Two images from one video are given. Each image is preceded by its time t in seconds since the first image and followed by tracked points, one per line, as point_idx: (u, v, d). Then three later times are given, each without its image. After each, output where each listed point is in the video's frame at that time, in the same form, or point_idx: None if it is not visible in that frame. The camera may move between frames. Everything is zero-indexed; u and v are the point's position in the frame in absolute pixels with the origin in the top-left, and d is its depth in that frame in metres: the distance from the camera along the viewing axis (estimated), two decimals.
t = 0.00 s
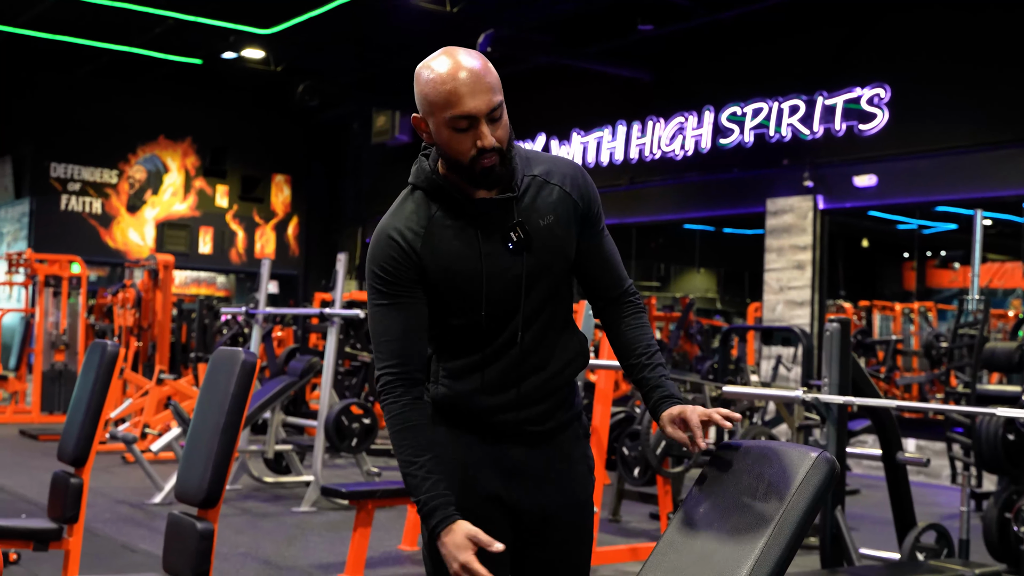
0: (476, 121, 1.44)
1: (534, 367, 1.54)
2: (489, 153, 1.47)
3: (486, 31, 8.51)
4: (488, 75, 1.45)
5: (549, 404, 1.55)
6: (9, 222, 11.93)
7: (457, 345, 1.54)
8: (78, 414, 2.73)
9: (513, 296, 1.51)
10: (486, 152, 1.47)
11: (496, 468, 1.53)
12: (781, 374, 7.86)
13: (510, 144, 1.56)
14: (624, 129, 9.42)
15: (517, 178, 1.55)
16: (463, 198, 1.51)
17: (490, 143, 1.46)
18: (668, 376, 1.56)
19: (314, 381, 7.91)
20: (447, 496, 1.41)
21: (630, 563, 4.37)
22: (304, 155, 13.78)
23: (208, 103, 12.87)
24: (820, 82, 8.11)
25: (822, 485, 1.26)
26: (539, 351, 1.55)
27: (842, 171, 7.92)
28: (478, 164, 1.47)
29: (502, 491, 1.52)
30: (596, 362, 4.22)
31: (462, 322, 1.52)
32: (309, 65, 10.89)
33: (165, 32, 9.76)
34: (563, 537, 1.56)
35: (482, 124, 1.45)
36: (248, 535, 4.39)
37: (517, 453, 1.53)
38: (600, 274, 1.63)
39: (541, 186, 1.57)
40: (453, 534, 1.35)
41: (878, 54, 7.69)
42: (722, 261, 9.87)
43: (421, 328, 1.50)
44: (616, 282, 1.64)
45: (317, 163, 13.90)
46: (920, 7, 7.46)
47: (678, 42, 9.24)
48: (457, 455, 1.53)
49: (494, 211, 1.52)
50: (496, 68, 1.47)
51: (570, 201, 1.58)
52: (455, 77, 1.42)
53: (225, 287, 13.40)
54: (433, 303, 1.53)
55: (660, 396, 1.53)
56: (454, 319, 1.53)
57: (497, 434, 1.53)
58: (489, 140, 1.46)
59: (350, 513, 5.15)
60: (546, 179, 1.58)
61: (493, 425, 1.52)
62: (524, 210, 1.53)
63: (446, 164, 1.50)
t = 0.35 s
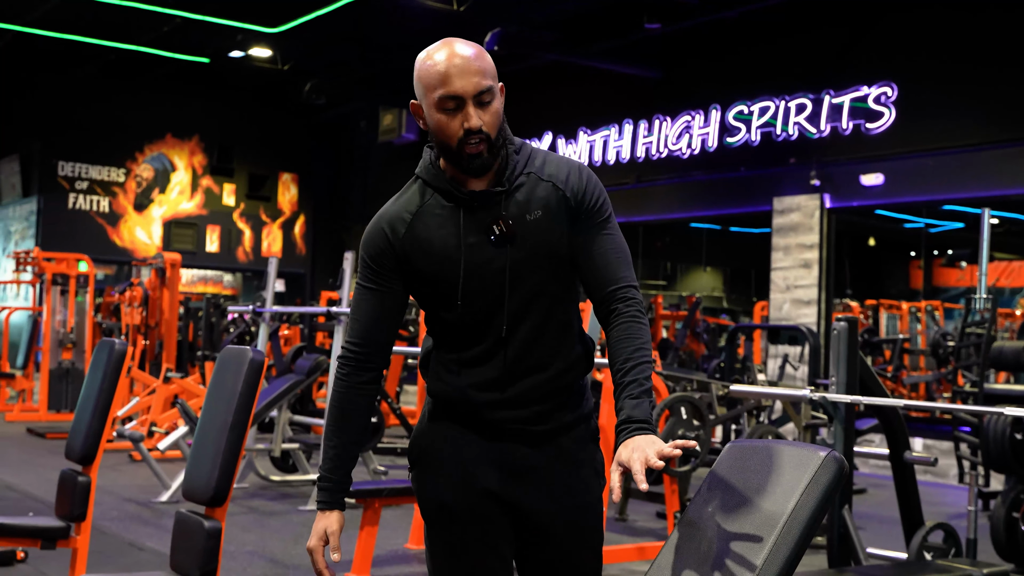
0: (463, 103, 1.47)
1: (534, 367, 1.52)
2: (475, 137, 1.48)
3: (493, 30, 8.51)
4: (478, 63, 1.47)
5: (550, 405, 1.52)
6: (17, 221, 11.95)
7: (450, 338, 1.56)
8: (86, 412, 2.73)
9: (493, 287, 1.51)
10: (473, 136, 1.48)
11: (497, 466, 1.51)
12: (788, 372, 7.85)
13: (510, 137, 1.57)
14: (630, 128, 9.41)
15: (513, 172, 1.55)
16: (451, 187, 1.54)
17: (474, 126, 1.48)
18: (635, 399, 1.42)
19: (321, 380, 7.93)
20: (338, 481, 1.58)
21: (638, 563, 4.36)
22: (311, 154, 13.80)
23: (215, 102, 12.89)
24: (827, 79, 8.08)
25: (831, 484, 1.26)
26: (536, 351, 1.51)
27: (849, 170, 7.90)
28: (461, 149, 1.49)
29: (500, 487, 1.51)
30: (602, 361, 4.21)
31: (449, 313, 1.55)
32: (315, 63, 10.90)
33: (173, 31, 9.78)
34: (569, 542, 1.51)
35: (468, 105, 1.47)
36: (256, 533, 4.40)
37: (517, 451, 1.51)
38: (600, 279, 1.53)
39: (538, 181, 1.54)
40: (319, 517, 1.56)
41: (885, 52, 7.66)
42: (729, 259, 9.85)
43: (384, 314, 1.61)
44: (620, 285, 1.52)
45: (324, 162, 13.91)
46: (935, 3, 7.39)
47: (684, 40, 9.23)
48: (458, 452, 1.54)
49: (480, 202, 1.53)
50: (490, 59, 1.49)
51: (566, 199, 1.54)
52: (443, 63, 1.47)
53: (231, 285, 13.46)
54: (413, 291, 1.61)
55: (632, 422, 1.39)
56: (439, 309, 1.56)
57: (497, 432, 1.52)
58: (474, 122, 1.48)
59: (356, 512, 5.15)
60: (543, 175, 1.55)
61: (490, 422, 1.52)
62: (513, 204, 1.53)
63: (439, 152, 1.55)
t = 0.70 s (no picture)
0: (434, 105, 1.47)
1: (526, 369, 1.51)
2: (451, 138, 1.48)
3: (497, 32, 8.53)
4: (454, 64, 1.47)
5: (544, 407, 1.51)
6: (21, 221, 11.96)
7: (444, 340, 1.58)
8: (90, 412, 2.74)
9: (478, 289, 1.52)
10: (448, 137, 1.48)
11: (489, 466, 1.52)
12: (791, 375, 7.84)
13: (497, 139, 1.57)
14: (634, 130, 9.40)
15: (500, 175, 1.54)
16: (439, 191, 1.56)
17: (447, 127, 1.47)
18: (659, 412, 1.38)
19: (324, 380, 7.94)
20: (379, 478, 1.60)
21: (641, 565, 4.36)
22: (315, 155, 13.83)
23: (219, 104, 12.91)
24: (831, 82, 8.08)
25: (833, 487, 1.27)
26: (524, 353, 1.51)
27: (852, 173, 7.90)
28: (437, 151, 1.49)
29: (493, 485, 1.51)
30: (605, 364, 4.23)
31: (439, 316, 1.56)
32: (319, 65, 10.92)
33: (177, 32, 9.79)
34: (564, 545, 1.50)
35: (439, 106, 1.47)
36: (259, 534, 4.40)
37: (508, 452, 1.51)
38: (592, 281, 1.50)
39: (526, 184, 1.53)
40: (371, 515, 1.57)
41: (888, 55, 7.66)
42: (733, 261, 9.84)
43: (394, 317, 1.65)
44: (613, 289, 1.48)
45: (327, 163, 13.93)
46: (938, 6, 7.38)
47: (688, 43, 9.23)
48: (449, 451, 1.55)
49: (468, 204, 1.54)
50: (468, 61, 1.49)
51: (553, 201, 1.52)
52: (417, 68, 1.48)
53: (235, 287, 13.50)
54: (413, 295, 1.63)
55: (657, 440, 1.37)
56: (433, 312, 1.58)
57: (487, 431, 1.52)
58: (446, 123, 1.47)
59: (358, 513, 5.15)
60: (531, 178, 1.54)
61: (481, 422, 1.53)
62: (499, 208, 1.52)
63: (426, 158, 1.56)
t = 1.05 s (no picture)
0: (431, 92, 1.49)
1: (526, 369, 1.51)
2: (446, 128, 1.49)
3: (501, 33, 8.52)
4: (452, 57, 1.50)
5: (547, 407, 1.51)
6: (25, 222, 11.98)
7: (446, 339, 1.58)
8: (94, 412, 2.74)
9: (477, 288, 1.51)
10: (443, 126, 1.49)
11: (490, 465, 1.52)
12: (795, 376, 7.83)
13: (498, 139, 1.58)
14: (638, 131, 9.45)
15: (501, 173, 1.54)
16: (439, 190, 1.57)
17: (443, 115, 1.49)
18: (671, 406, 1.37)
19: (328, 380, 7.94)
20: (363, 478, 1.60)
21: (645, 566, 4.36)
22: (319, 155, 13.85)
23: (223, 104, 12.92)
24: (835, 83, 8.06)
25: (837, 489, 1.26)
26: (524, 353, 1.50)
27: (857, 174, 7.88)
28: (435, 142, 1.50)
29: (494, 486, 1.51)
30: (608, 364, 4.23)
31: (441, 315, 1.56)
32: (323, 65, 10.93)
33: (181, 32, 9.79)
34: (566, 547, 1.50)
35: (435, 95, 1.49)
36: (263, 535, 4.40)
37: (508, 452, 1.51)
38: (595, 280, 1.49)
39: (527, 183, 1.53)
40: (350, 511, 1.57)
41: (892, 55, 7.65)
42: (737, 262, 9.84)
43: (392, 317, 1.65)
44: (618, 287, 1.47)
45: (331, 163, 13.95)
46: (943, 6, 7.37)
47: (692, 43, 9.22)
48: (450, 451, 1.55)
49: (466, 202, 1.55)
50: (468, 56, 1.52)
51: (554, 200, 1.52)
52: (417, 60, 1.50)
53: (239, 287, 13.52)
54: (413, 295, 1.64)
55: (671, 434, 1.34)
56: (433, 311, 1.58)
57: (487, 431, 1.52)
58: (443, 112, 1.49)
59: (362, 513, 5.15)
60: (532, 177, 1.54)
61: (481, 421, 1.52)
62: (499, 206, 1.52)
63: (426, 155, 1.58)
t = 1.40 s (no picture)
0: (429, 87, 1.50)
1: (521, 370, 1.50)
2: (442, 123, 1.49)
3: (502, 34, 8.52)
4: (452, 55, 1.51)
5: (545, 409, 1.50)
6: (27, 221, 11.98)
7: (443, 339, 1.58)
8: (95, 412, 2.74)
9: (473, 287, 1.51)
10: (439, 121, 1.49)
11: (484, 466, 1.51)
12: (796, 378, 7.82)
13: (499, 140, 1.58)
14: (641, 133, 9.48)
15: (498, 172, 1.54)
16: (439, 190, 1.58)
17: (440, 110, 1.49)
18: (671, 409, 1.35)
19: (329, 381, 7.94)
20: (366, 477, 1.61)
21: (647, 568, 4.35)
22: (321, 155, 13.86)
23: (225, 105, 12.92)
24: (836, 85, 8.06)
25: (837, 491, 1.26)
26: (519, 353, 1.49)
27: (858, 176, 7.87)
28: (432, 138, 1.50)
29: (488, 487, 1.51)
30: (609, 364, 4.23)
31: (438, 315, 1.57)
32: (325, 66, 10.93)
33: (183, 32, 9.80)
34: (560, 551, 1.49)
35: (433, 91, 1.49)
36: (263, 535, 4.39)
37: (503, 454, 1.50)
38: (591, 279, 1.48)
39: (524, 182, 1.53)
40: (351, 508, 1.58)
41: (894, 58, 7.65)
42: (738, 264, 9.83)
43: (396, 317, 1.66)
44: (616, 287, 1.46)
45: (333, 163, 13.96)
46: (945, 9, 7.37)
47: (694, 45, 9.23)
48: (446, 451, 1.55)
49: (464, 200, 1.55)
50: (469, 55, 1.52)
51: (550, 199, 1.51)
52: (418, 58, 1.51)
53: (240, 287, 13.54)
54: (415, 294, 1.64)
55: (673, 436, 1.33)
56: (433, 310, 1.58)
57: (480, 431, 1.52)
58: (439, 107, 1.49)
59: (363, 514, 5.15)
60: (530, 176, 1.53)
61: (476, 421, 1.52)
62: (495, 205, 1.52)
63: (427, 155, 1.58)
